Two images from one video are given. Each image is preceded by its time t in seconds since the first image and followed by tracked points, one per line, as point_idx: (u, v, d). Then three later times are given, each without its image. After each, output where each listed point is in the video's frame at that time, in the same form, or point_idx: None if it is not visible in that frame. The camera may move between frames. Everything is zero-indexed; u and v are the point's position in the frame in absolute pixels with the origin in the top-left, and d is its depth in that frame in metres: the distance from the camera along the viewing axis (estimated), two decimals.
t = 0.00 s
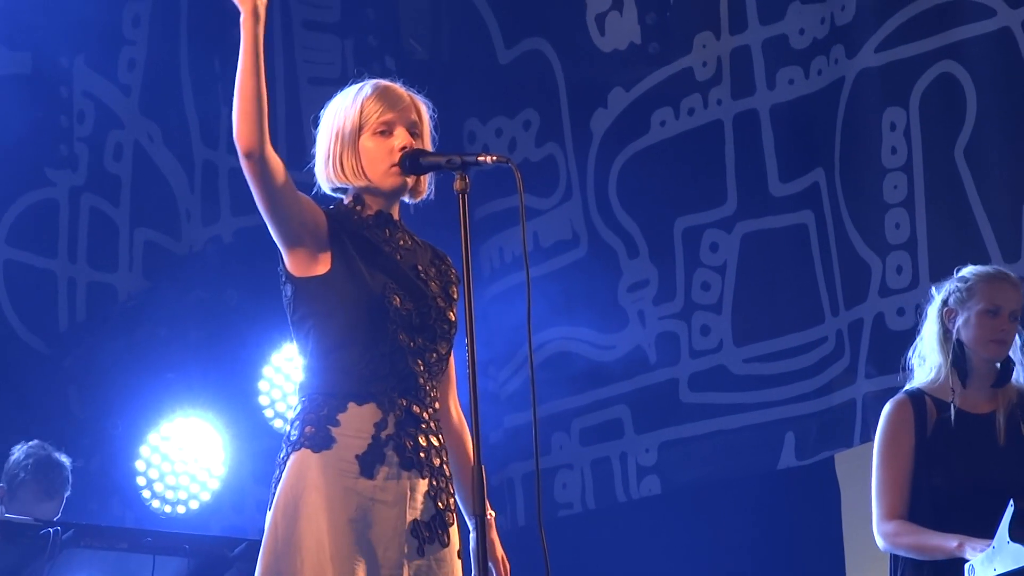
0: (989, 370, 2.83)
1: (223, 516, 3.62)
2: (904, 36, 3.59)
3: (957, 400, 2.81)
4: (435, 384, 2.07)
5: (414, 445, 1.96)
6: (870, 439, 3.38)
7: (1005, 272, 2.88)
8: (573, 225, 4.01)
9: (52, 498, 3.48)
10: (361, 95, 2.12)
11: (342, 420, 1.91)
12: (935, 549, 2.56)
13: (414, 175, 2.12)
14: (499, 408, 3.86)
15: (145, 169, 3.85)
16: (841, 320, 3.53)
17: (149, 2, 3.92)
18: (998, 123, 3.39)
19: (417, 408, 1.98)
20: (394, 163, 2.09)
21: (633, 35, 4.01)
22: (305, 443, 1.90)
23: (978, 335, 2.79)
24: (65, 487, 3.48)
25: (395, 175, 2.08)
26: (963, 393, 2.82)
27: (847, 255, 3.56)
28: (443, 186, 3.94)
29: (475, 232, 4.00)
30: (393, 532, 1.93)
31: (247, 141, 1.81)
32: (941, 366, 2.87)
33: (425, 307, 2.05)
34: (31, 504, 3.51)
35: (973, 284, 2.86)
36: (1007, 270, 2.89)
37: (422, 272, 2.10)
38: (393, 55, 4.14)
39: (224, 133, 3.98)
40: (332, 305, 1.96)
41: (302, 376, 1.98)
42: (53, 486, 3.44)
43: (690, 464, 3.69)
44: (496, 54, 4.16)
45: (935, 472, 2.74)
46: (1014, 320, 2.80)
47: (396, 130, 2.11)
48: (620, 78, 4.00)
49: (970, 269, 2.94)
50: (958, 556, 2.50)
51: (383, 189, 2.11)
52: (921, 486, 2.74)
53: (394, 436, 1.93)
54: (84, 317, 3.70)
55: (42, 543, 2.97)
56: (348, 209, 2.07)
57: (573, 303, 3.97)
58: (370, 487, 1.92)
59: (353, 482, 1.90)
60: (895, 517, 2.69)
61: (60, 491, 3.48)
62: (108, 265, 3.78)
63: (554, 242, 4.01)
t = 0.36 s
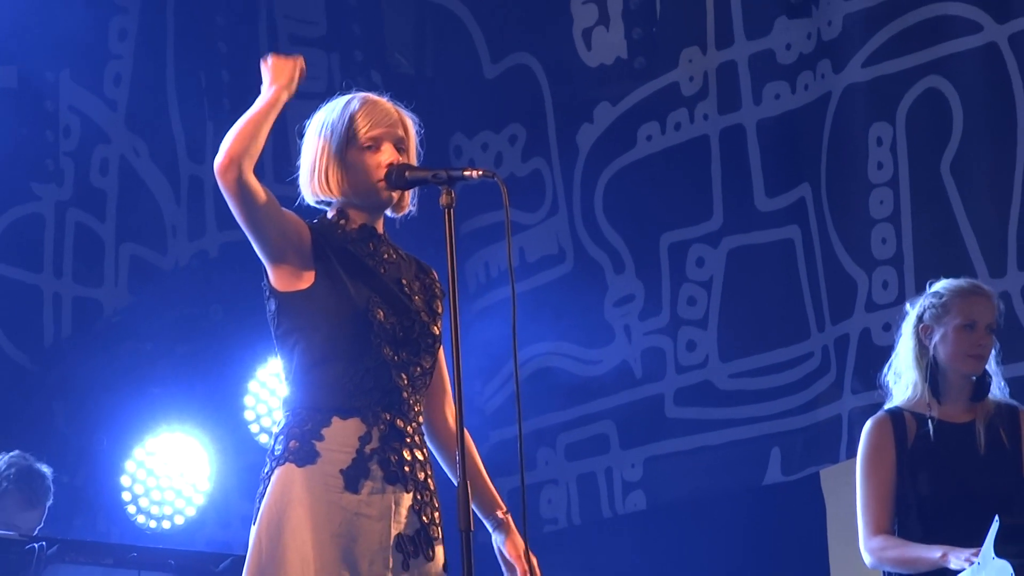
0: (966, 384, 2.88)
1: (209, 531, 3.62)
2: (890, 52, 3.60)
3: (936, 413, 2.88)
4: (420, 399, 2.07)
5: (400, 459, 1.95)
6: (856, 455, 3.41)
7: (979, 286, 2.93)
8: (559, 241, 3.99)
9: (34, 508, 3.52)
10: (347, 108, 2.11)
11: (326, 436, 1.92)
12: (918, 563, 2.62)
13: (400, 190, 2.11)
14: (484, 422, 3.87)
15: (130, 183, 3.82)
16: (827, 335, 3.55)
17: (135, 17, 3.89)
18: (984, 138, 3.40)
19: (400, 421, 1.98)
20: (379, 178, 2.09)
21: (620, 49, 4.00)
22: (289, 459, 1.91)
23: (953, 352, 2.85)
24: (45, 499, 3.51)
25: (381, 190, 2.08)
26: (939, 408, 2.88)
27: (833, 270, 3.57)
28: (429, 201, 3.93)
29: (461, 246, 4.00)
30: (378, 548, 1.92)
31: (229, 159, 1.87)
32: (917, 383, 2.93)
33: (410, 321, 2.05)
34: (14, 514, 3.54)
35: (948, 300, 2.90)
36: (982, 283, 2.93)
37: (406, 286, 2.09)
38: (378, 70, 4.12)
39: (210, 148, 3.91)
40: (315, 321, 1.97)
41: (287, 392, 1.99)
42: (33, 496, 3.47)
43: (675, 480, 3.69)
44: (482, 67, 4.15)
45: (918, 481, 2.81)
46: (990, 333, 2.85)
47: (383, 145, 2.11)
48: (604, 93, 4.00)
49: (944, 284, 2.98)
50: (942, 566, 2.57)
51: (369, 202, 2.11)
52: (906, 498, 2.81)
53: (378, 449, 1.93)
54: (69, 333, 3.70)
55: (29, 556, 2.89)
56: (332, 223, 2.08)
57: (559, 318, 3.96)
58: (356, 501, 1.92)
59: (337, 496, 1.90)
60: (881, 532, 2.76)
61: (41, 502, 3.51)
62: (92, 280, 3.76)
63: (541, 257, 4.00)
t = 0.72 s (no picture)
0: (940, 390, 3.14)
1: (215, 532, 3.84)
2: (864, 75, 3.76)
3: (911, 419, 3.14)
4: (416, 406, 2.27)
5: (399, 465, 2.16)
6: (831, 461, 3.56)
7: (946, 297, 3.19)
8: (548, 255, 4.23)
9: (29, 492, 3.60)
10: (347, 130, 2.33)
11: (327, 443, 2.11)
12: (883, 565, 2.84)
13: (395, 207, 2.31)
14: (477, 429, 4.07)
15: (139, 201, 4.02)
16: (804, 346, 3.71)
17: (143, 42, 4.10)
18: (952, 158, 3.55)
19: (396, 425, 2.18)
20: (376, 197, 2.29)
21: (605, 74, 4.23)
22: (292, 463, 2.10)
23: (928, 362, 3.09)
24: (40, 479, 3.63)
25: (378, 209, 2.28)
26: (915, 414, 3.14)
27: (811, 284, 3.73)
28: (424, 217, 4.13)
29: (455, 260, 4.20)
30: (377, 545, 2.12)
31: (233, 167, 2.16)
32: (893, 392, 3.18)
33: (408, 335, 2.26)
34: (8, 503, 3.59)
35: (919, 311, 3.15)
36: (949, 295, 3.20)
37: (404, 299, 2.32)
38: (376, 94, 4.44)
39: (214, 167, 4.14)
40: (322, 341, 2.18)
41: (291, 401, 2.19)
42: (28, 477, 3.58)
43: (658, 484, 3.88)
44: (475, 91, 4.43)
45: (890, 487, 3.05)
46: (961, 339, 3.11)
47: (379, 166, 2.31)
48: (592, 115, 4.24)
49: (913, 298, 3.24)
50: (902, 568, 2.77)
51: (366, 217, 2.32)
52: (877, 502, 3.05)
53: (377, 455, 2.13)
54: (82, 342, 3.86)
55: (42, 556, 3.12)
56: (334, 240, 2.32)
57: (549, 329, 4.20)
58: (354, 503, 2.11)
59: (338, 497, 2.09)
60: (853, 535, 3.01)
61: (36, 483, 3.62)
62: (102, 294, 3.94)
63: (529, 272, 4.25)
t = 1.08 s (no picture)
0: (870, 378, 3.61)
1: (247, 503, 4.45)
2: (810, 109, 4.36)
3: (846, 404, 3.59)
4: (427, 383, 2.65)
5: (405, 443, 2.55)
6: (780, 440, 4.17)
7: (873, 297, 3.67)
8: (536, 264, 4.86)
9: (62, 456, 4.21)
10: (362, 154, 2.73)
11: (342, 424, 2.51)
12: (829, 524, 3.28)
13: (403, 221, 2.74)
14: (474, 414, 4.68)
15: (182, 217, 4.67)
16: (757, 342, 4.30)
17: (185, 79, 4.73)
18: (885, 180, 4.15)
19: (407, 413, 2.58)
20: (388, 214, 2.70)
21: (586, 107, 4.85)
22: (313, 443, 2.49)
23: (857, 356, 3.56)
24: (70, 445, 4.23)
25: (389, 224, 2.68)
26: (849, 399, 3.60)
27: (762, 288, 4.33)
28: (428, 230, 4.75)
29: (454, 268, 4.82)
30: (386, 511, 2.50)
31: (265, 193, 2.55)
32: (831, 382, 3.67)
33: (408, 328, 2.61)
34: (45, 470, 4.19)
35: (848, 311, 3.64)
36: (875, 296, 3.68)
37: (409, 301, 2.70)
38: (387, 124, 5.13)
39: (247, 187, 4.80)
40: (339, 335, 2.58)
41: (312, 392, 2.58)
42: (59, 443, 4.18)
43: (630, 460, 4.50)
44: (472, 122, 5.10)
45: (832, 459, 3.50)
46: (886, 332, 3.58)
47: (389, 186, 2.71)
48: (574, 142, 4.85)
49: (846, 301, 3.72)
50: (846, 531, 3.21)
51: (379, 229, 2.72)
52: (821, 474, 3.49)
53: (387, 435, 2.52)
54: (132, 339, 4.50)
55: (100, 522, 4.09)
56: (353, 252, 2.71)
57: (536, 327, 4.82)
58: (366, 477, 2.50)
59: (353, 470, 2.48)
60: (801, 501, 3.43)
61: (67, 450, 4.22)
62: (151, 295, 4.56)
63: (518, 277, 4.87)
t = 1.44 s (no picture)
0: (823, 379, 4.02)
1: (287, 481, 5.26)
2: (771, 142, 5.07)
3: (804, 400, 3.99)
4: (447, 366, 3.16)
5: (422, 430, 3.03)
6: (747, 426, 4.86)
7: (826, 309, 4.08)
8: (535, 275, 5.57)
9: (125, 438, 5.03)
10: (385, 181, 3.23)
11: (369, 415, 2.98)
12: (792, 503, 3.68)
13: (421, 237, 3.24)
14: (482, 405, 5.41)
15: (231, 235, 5.59)
16: (727, 343, 5.00)
17: (233, 116, 5.67)
18: (838, 204, 4.84)
19: (426, 415, 3.04)
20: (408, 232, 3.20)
21: (577, 139, 5.57)
22: (344, 430, 2.97)
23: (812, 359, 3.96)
24: (130, 429, 5.04)
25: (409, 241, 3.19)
26: (806, 396, 4.01)
27: (731, 297, 5.02)
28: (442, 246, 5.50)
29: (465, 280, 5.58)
30: (406, 488, 2.97)
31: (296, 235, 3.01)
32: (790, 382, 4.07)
33: (423, 326, 3.12)
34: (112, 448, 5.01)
35: (804, 321, 4.05)
36: (830, 308, 4.09)
37: (426, 306, 3.17)
38: (407, 154, 5.95)
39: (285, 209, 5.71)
40: (361, 334, 3.06)
41: (342, 386, 3.04)
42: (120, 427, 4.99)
43: (617, 445, 5.21)
44: (480, 152, 5.80)
45: (792, 445, 3.91)
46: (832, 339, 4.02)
47: (410, 209, 3.22)
48: (569, 170, 5.57)
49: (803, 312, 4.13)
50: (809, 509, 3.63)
51: (401, 246, 3.22)
52: (783, 459, 3.89)
53: (406, 424, 3.00)
54: (187, 339, 5.37)
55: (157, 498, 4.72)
56: (377, 264, 3.20)
57: (535, 331, 5.53)
58: (388, 459, 2.97)
59: (377, 454, 2.96)
60: (766, 483, 3.83)
61: (129, 433, 5.04)
62: (204, 301, 5.46)
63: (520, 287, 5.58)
